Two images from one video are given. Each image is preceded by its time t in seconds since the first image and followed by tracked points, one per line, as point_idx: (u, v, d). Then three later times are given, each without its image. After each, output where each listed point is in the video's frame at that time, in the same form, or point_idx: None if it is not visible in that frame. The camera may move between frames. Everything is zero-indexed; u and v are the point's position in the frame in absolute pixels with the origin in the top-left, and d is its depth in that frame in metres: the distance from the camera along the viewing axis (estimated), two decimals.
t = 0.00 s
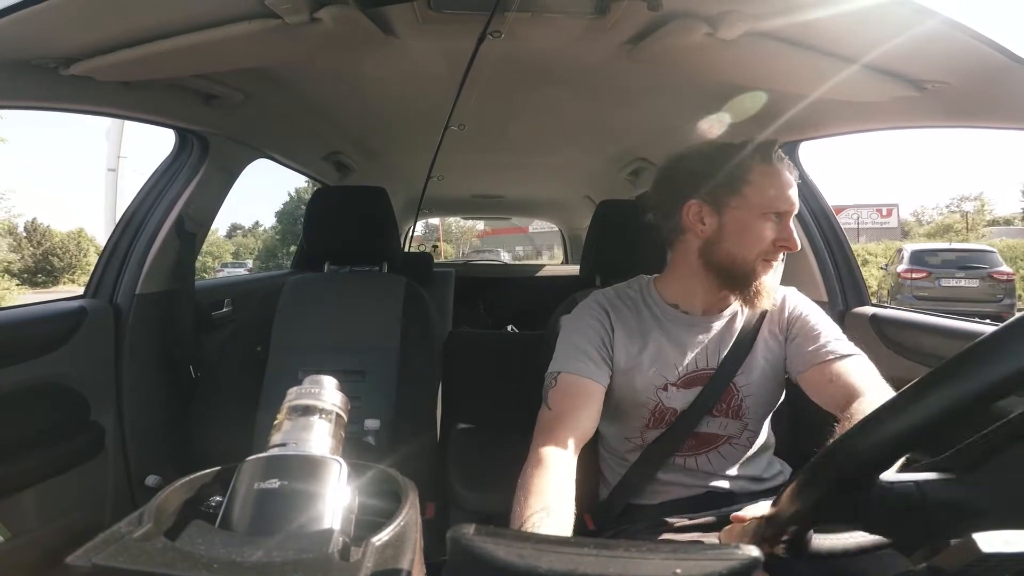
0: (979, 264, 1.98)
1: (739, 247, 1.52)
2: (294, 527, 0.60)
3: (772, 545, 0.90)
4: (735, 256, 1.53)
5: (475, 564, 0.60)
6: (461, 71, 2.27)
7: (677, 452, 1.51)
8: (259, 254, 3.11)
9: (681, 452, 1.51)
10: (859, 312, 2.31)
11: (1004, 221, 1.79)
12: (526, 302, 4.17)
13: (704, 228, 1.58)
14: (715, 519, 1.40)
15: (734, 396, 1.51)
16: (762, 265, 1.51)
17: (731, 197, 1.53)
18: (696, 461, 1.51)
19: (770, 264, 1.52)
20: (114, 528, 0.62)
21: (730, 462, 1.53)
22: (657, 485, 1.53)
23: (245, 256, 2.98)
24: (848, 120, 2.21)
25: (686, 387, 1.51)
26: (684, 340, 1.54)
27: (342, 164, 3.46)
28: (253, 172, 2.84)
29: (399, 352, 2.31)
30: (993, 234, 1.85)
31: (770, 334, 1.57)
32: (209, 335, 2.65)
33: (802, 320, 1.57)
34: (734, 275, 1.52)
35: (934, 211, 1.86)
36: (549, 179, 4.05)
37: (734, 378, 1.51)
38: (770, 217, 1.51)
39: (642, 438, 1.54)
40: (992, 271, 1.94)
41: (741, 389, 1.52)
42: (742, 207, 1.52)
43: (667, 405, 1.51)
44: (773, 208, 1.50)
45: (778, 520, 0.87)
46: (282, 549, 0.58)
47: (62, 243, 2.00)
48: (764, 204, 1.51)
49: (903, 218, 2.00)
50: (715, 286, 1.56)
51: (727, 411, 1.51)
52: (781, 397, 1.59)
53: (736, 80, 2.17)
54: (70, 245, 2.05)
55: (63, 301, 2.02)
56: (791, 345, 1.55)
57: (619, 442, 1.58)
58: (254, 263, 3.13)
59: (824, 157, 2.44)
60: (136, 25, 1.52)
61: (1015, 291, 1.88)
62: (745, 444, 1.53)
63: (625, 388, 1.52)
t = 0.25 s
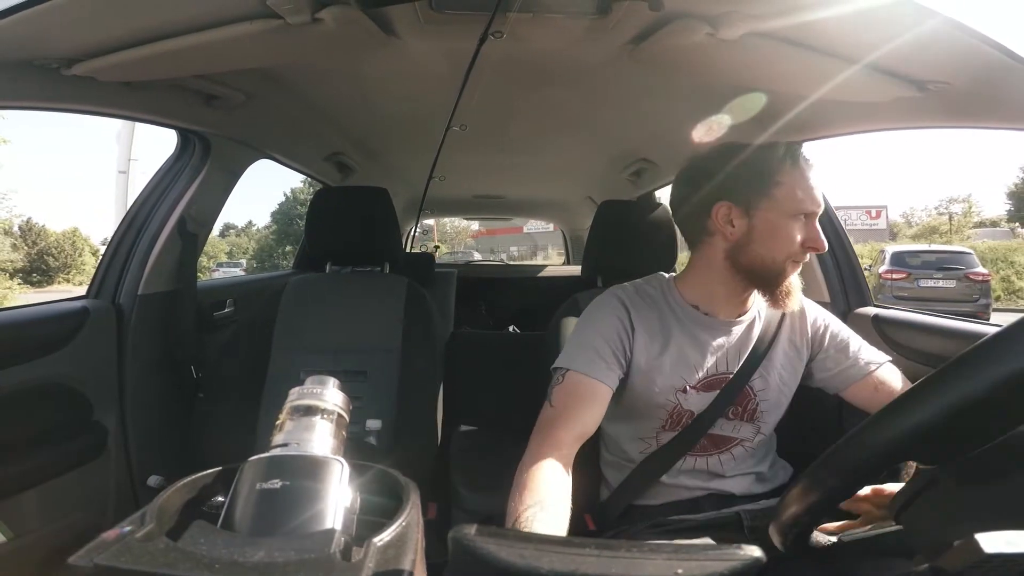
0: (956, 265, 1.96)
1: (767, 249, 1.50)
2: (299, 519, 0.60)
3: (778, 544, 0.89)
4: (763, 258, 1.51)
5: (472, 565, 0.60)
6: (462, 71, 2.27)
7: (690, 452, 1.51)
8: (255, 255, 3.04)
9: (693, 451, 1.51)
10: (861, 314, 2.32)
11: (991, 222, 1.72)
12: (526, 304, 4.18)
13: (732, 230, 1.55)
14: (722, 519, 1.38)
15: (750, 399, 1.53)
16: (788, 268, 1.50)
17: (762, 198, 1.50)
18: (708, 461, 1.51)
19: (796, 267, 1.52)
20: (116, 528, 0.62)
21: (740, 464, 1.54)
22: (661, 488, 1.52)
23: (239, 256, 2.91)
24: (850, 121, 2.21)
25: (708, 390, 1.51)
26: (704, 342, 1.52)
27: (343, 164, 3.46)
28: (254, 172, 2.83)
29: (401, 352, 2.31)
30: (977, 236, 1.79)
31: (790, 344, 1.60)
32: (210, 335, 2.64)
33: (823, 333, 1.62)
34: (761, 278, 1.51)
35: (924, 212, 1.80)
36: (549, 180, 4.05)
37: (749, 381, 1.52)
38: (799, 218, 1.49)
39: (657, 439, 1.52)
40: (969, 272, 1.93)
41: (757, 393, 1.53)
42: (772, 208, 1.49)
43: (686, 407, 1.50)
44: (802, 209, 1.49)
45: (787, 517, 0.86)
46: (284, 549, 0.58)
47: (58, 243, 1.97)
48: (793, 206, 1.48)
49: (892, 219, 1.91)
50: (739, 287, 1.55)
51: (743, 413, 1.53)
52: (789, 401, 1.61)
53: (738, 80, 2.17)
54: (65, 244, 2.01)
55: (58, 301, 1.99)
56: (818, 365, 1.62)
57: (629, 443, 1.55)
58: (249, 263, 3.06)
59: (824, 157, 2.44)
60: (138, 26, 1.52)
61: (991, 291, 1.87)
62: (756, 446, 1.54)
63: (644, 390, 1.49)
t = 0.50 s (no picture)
0: (938, 266, 1.94)
1: (798, 251, 1.46)
2: (300, 519, 0.59)
3: (781, 543, 0.86)
4: (794, 261, 1.47)
5: (473, 566, 0.60)
6: (463, 71, 2.27)
7: (704, 453, 1.51)
8: (249, 255, 2.99)
9: (706, 453, 1.51)
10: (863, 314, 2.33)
11: (979, 223, 1.69)
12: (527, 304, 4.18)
13: (761, 232, 1.51)
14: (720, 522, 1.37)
15: (767, 403, 1.53)
16: (818, 271, 1.47)
17: (792, 199, 1.45)
18: (720, 462, 1.52)
19: (826, 270, 1.48)
20: (118, 528, 0.62)
21: (750, 465, 1.55)
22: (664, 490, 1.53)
23: (234, 256, 2.84)
24: (850, 121, 2.21)
25: (728, 393, 1.50)
26: (727, 346, 1.50)
27: (345, 164, 3.46)
28: (255, 172, 2.83)
29: (403, 352, 2.31)
30: (964, 237, 1.75)
31: (810, 349, 1.58)
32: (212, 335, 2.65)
33: (842, 342, 1.62)
34: (789, 281, 1.48)
35: (913, 213, 1.79)
36: (550, 180, 4.05)
37: (767, 386, 1.51)
38: (830, 220, 1.44)
39: (673, 439, 1.53)
40: (951, 272, 1.90)
41: (775, 397, 1.53)
42: (803, 210, 1.45)
43: (705, 409, 1.50)
44: (833, 211, 1.44)
45: (790, 517, 0.83)
46: (287, 549, 0.57)
47: (51, 243, 1.93)
48: (825, 207, 1.44)
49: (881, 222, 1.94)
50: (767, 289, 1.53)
51: (759, 416, 1.53)
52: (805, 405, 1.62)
53: (738, 80, 2.17)
54: (59, 245, 1.97)
55: (50, 302, 1.95)
56: (837, 370, 1.62)
57: (644, 443, 1.55)
58: (243, 263, 2.98)
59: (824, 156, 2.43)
60: (140, 26, 1.52)
61: (973, 291, 1.84)
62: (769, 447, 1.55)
63: (664, 393, 1.49)
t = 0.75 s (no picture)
0: (930, 266, 1.95)
1: (797, 249, 1.46)
2: (300, 519, 0.60)
3: (779, 545, 0.86)
4: (794, 259, 1.46)
5: (473, 566, 0.59)
6: (463, 72, 2.27)
7: (708, 453, 1.52)
8: (245, 255, 2.98)
9: (710, 452, 1.52)
10: (863, 314, 2.33)
11: (972, 223, 1.66)
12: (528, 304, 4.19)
13: (760, 231, 1.52)
14: (719, 521, 1.37)
15: (774, 406, 1.54)
16: (820, 271, 1.44)
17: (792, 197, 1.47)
18: (724, 463, 1.53)
19: (831, 272, 1.45)
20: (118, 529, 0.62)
21: (751, 466, 1.55)
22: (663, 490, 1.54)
23: (230, 256, 2.83)
24: (851, 121, 2.21)
25: (736, 393, 1.51)
26: (740, 345, 1.51)
27: (345, 164, 3.46)
28: (255, 172, 2.83)
29: (404, 352, 2.32)
30: (958, 237, 1.73)
31: (821, 353, 1.58)
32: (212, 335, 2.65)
33: (858, 352, 1.63)
34: (790, 280, 1.47)
35: (908, 213, 1.75)
36: (550, 180, 4.06)
37: (776, 388, 1.52)
38: (829, 219, 1.43)
39: (678, 439, 1.53)
40: (941, 272, 1.91)
41: (782, 400, 1.54)
42: (802, 208, 1.45)
43: (711, 408, 1.51)
44: (836, 210, 1.44)
45: (787, 519, 0.83)
46: (288, 549, 0.57)
47: (47, 243, 1.91)
48: (826, 206, 1.44)
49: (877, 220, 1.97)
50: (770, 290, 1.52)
51: (765, 419, 1.54)
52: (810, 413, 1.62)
53: (739, 80, 2.17)
54: (54, 245, 1.94)
55: (46, 303, 1.93)
56: (850, 378, 1.63)
57: (648, 441, 1.56)
58: (240, 263, 2.99)
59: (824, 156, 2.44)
60: (140, 26, 1.52)
61: (964, 290, 1.84)
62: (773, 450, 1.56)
63: (674, 391, 1.50)
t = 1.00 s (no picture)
0: (943, 262, 1.94)
1: (740, 251, 1.56)
2: (313, 517, 0.55)
3: (792, 541, 0.89)
4: (735, 261, 1.56)
5: (482, 568, 0.54)
6: (474, 70, 2.27)
7: (715, 448, 1.53)
8: (259, 252, 2.98)
9: (718, 447, 1.53)
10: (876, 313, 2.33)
11: (986, 220, 1.68)
12: (537, 302, 4.19)
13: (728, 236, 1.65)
14: (735, 518, 1.39)
15: (776, 400, 1.54)
16: (756, 268, 1.50)
17: (738, 203, 1.59)
18: (731, 458, 1.53)
19: (776, 268, 1.48)
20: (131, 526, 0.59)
21: (761, 462, 1.55)
22: (676, 487, 1.53)
23: (243, 253, 2.82)
24: (864, 119, 2.21)
25: (740, 390, 1.53)
26: (738, 344, 1.54)
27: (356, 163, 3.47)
28: (268, 171, 2.84)
29: (417, 351, 2.32)
30: (971, 235, 1.73)
31: (820, 350, 1.60)
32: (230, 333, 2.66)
33: (861, 353, 1.61)
34: (732, 279, 1.55)
35: (920, 209, 1.81)
36: (558, 179, 4.06)
37: (777, 382, 1.53)
38: (763, 219, 1.52)
39: (688, 435, 1.55)
40: (954, 268, 1.89)
41: (784, 393, 1.55)
42: (742, 213, 1.57)
43: (717, 405, 1.53)
44: (769, 212, 1.51)
45: (800, 516, 0.86)
46: (297, 550, 0.52)
47: (63, 242, 1.89)
48: (757, 209, 1.53)
49: (890, 219, 2.00)
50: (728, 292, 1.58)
51: (768, 413, 1.55)
52: (815, 411, 1.62)
53: (751, 78, 2.17)
54: (69, 243, 1.91)
55: (62, 300, 1.93)
56: (853, 378, 1.60)
57: (656, 438, 1.57)
58: (252, 261, 2.97)
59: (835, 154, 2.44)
60: (156, 25, 1.52)
61: (976, 287, 1.80)
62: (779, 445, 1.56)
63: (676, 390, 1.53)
